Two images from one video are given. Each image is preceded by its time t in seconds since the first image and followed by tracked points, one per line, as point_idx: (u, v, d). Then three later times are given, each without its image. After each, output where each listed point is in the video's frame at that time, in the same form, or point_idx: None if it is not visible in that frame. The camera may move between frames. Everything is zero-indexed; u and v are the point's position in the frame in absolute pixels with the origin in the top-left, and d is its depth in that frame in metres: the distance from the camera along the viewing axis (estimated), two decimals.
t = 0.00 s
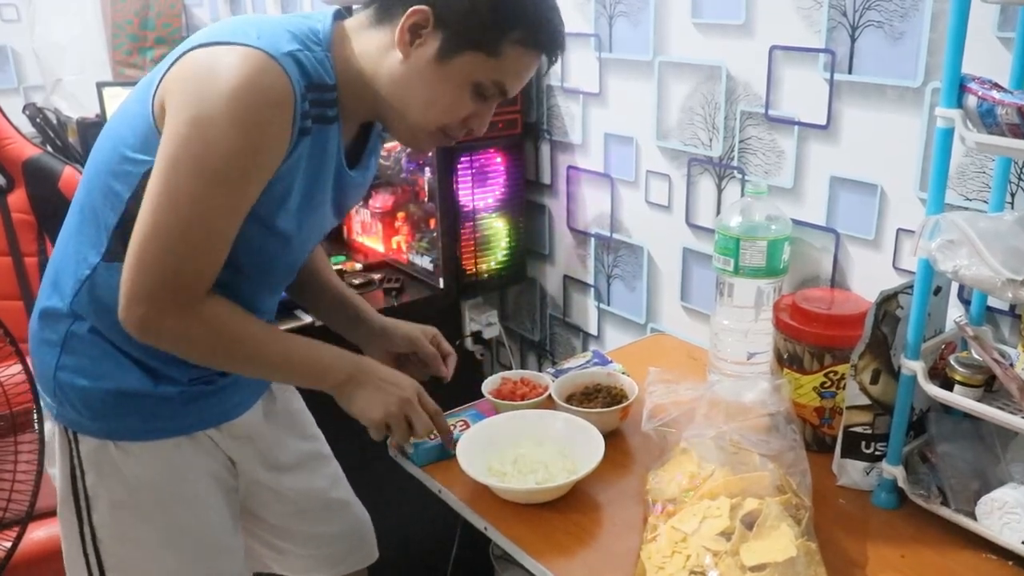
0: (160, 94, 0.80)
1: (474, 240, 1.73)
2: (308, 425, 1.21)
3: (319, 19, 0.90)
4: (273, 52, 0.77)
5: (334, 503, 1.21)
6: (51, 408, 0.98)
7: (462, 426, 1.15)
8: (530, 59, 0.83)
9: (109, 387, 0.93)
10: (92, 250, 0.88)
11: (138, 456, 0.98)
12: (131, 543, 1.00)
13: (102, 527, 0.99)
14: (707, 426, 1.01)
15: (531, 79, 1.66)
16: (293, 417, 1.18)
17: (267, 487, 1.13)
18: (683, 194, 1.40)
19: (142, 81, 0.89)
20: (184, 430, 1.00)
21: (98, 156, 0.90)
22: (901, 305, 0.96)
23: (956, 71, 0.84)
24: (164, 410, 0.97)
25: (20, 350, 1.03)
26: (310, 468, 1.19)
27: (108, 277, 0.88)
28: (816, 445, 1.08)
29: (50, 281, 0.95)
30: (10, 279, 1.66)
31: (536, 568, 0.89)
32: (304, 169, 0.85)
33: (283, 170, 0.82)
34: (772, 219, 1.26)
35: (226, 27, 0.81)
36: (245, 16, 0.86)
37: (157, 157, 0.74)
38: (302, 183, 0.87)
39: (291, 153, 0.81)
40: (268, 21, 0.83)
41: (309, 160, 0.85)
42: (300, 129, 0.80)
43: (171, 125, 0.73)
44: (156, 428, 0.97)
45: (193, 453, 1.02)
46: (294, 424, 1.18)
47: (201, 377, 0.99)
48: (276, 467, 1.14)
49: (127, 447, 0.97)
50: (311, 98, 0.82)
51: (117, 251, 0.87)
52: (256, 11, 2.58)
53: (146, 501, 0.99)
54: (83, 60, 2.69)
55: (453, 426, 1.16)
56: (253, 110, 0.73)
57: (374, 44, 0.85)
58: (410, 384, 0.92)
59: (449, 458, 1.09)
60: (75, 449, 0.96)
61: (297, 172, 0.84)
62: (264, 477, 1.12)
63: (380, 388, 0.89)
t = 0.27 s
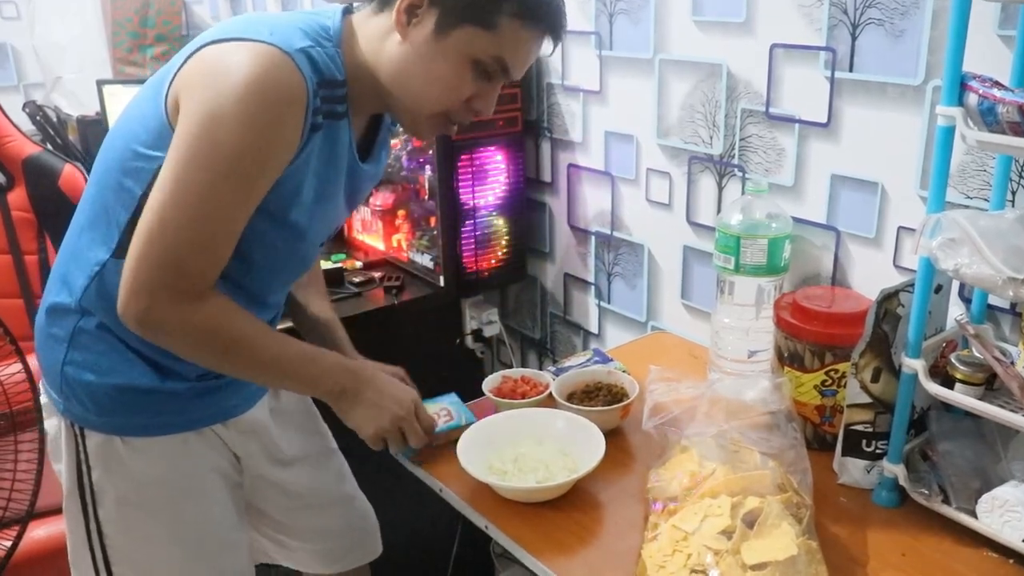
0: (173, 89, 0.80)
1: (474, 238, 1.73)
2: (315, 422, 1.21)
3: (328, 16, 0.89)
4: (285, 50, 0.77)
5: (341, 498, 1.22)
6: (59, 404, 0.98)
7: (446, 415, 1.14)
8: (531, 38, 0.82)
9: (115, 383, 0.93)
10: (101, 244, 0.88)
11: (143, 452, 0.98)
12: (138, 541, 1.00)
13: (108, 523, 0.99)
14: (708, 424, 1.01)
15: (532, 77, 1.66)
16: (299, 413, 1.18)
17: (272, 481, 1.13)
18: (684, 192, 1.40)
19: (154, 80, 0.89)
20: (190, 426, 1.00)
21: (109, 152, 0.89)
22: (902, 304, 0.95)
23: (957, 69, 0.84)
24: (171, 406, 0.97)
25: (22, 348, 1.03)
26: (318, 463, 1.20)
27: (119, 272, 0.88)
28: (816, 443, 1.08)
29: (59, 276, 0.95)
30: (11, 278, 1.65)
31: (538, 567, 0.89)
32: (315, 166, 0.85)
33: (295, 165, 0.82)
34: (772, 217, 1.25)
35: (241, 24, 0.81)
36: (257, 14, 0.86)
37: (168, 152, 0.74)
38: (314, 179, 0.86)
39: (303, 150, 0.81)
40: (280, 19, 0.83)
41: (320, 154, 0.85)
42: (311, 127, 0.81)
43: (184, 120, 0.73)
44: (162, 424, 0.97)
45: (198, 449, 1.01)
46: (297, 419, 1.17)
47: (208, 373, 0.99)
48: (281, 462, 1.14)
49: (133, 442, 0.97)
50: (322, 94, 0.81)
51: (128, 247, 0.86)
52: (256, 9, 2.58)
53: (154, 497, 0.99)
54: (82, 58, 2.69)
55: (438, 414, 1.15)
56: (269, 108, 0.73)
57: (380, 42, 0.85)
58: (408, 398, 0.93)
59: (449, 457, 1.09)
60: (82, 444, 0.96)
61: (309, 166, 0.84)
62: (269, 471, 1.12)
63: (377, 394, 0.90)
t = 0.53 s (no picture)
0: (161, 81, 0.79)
1: (474, 240, 1.72)
2: (313, 422, 1.22)
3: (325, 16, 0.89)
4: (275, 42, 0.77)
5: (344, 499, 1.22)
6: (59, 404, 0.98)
7: (496, 293, 1.04)
8: None
9: (117, 383, 0.93)
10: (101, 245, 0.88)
11: (144, 452, 0.98)
12: (139, 542, 1.00)
13: (109, 523, 0.99)
14: (709, 426, 1.01)
15: (533, 78, 1.66)
16: (297, 413, 1.18)
17: (272, 482, 1.13)
18: (685, 193, 1.40)
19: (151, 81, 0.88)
20: (191, 427, 1.00)
21: (107, 153, 0.89)
22: (904, 305, 0.95)
23: (959, 70, 0.84)
24: (172, 406, 0.97)
25: (23, 348, 1.02)
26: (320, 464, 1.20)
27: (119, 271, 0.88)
28: (818, 444, 1.08)
29: (60, 275, 0.95)
30: (12, 278, 1.65)
31: (540, 569, 0.89)
32: (310, 161, 0.85)
33: (284, 164, 0.82)
34: (772, 218, 1.25)
35: (233, 19, 0.80)
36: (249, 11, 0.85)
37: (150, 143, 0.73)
38: (309, 172, 0.86)
39: (291, 145, 0.80)
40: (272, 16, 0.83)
41: (314, 145, 0.85)
42: (298, 120, 0.80)
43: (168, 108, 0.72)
44: (162, 424, 0.97)
45: (201, 450, 1.02)
46: (296, 418, 1.18)
47: (209, 374, 1.00)
48: (286, 462, 1.14)
49: (137, 444, 0.97)
50: (313, 90, 0.81)
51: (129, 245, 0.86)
52: (257, 10, 2.58)
53: (154, 498, 0.99)
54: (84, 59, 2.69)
55: (486, 294, 1.05)
56: (252, 96, 0.72)
57: (368, 34, 0.84)
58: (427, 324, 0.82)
59: (451, 458, 1.09)
60: (82, 444, 0.96)
61: (302, 161, 0.83)
62: (269, 470, 1.12)
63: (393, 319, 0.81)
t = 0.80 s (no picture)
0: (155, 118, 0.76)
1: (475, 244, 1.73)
2: (309, 431, 1.22)
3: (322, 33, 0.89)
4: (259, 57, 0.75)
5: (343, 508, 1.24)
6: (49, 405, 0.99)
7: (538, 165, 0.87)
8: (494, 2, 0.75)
9: (98, 386, 0.93)
10: (89, 252, 0.89)
11: (126, 457, 0.98)
12: (120, 545, 1.00)
13: (89, 524, 0.99)
14: (710, 429, 1.01)
15: (534, 82, 1.66)
16: (292, 421, 1.18)
17: (265, 486, 1.13)
18: (686, 197, 1.40)
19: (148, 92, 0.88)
20: (173, 434, 0.99)
21: (100, 162, 0.90)
22: (905, 309, 0.96)
23: (959, 76, 0.84)
24: (155, 412, 0.97)
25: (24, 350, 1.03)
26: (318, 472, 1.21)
27: (102, 279, 0.88)
28: (819, 448, 1.09)
29: (52, 279, 0.97)
30: (14, 280, 1.65)
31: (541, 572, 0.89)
32: (299, 183, 0.84)
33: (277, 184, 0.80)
34: (774, 222, 1.25)
35: (214, 39, 0.78)
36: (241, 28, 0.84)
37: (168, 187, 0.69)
38: (299, 200, 0.86)
39: (285, 165, 0.78)
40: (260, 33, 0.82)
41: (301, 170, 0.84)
42: (291, 141, 0.77)
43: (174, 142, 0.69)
44: (144, 430, 0.97)
45: (184, 456, 1.01)
46: (290, 426, 1.17)
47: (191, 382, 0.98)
48: (279, 468, 1.14)
49: (119, 447, 0.97)
50: (300, 113, 0.80)
51: (111, 256, 0.87)
52: (259, 12, 2.59)
53: (135, 505, 1.00)
54: (85, 60, 2.68)
55: (533, 167, 0.87)
56: (247, 112, 0.69)
57: (358, 55, 0.83)
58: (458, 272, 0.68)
59: (453, 461, 1.09)
60: (66, 446, 0.97)
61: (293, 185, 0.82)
62: (263, 476, 1.12)
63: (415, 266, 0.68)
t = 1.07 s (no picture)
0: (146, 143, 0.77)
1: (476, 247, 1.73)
2: (307, 435, 1.22)
3: (320, 50, 0.90)
4: (251, 84, 0.75)
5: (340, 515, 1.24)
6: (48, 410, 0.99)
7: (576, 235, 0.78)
8: (494, 17, 0.76)
9: (96, 392, 0.94)
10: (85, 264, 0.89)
11: (124, 463, 0.98)
12: (118, 549, 1.01)
13: (90, 531, 1.00)
14: (712, 432, 1.01)
15: (535, 85, 1.66)
16: (288, 427, 1.18)
17: (261, 492, 1.13)
18: (687, 201, 1.41)
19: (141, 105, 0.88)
20: (170, 439, 1.00)
21: (95, 174, 0.90)
22: (906, 313, 0.95)
23: (959, 80, 0.84)
24: (152, 417, 0.97)
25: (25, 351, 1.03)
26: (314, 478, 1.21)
27: (99, 293, 0.89)
28: (819, 451, 1.09)
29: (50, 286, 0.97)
30: (16, 281, 1.66)
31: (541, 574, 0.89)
32: (292, 206, 0.85)
33: (271, 208, 0.81)
34: (775, 226, 1.26)
35: (203, 62, 0.79)
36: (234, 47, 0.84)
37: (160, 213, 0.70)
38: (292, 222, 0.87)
39: (275, 192, 0.79)
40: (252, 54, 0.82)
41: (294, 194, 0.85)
42: (281, 167, 0.78)
43: (164, 173, 0.70)
44: (141, 436, 0.97)
45: (182, 462, 1.02)
46: (285, 432, 1.17)
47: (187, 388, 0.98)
48: (275, 475, 1.14)
49: (116, 453, 0.98)
50: (291, 135, 0.81)
51: (106, 272, 0.87)
52: (260, 14, 2.59)
53: (133, 510, 1.00)
54: (86, 62, 2.68)
55: (561, 232, 0.79)
56: (238, 141, 0.70)
57: (354, 74, 0.83)
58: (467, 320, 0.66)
59: (454, 464, 1.10)
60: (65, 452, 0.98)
61: (285, 208, 0.83)
62: (256, 480, 1.12)
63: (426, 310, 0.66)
